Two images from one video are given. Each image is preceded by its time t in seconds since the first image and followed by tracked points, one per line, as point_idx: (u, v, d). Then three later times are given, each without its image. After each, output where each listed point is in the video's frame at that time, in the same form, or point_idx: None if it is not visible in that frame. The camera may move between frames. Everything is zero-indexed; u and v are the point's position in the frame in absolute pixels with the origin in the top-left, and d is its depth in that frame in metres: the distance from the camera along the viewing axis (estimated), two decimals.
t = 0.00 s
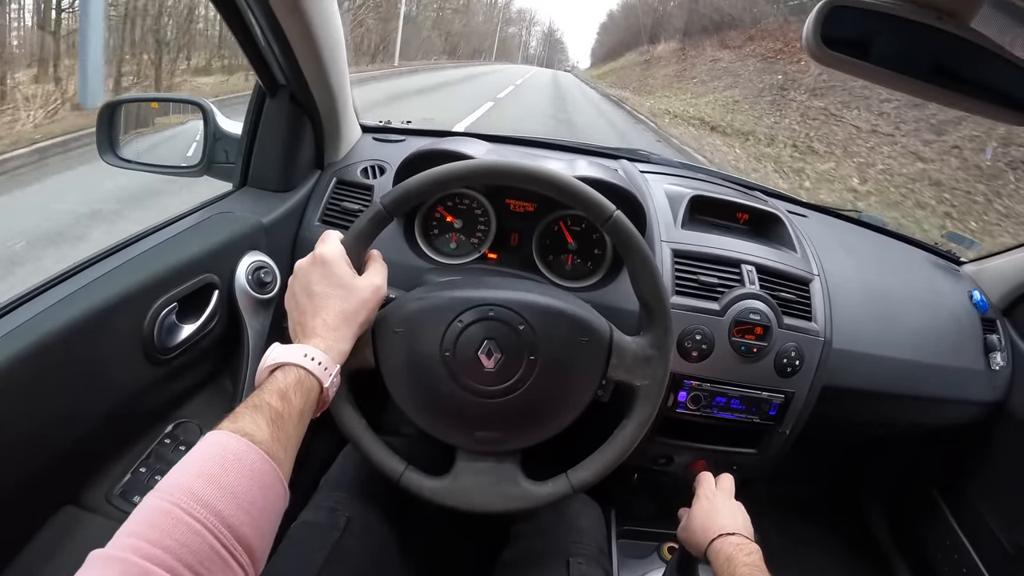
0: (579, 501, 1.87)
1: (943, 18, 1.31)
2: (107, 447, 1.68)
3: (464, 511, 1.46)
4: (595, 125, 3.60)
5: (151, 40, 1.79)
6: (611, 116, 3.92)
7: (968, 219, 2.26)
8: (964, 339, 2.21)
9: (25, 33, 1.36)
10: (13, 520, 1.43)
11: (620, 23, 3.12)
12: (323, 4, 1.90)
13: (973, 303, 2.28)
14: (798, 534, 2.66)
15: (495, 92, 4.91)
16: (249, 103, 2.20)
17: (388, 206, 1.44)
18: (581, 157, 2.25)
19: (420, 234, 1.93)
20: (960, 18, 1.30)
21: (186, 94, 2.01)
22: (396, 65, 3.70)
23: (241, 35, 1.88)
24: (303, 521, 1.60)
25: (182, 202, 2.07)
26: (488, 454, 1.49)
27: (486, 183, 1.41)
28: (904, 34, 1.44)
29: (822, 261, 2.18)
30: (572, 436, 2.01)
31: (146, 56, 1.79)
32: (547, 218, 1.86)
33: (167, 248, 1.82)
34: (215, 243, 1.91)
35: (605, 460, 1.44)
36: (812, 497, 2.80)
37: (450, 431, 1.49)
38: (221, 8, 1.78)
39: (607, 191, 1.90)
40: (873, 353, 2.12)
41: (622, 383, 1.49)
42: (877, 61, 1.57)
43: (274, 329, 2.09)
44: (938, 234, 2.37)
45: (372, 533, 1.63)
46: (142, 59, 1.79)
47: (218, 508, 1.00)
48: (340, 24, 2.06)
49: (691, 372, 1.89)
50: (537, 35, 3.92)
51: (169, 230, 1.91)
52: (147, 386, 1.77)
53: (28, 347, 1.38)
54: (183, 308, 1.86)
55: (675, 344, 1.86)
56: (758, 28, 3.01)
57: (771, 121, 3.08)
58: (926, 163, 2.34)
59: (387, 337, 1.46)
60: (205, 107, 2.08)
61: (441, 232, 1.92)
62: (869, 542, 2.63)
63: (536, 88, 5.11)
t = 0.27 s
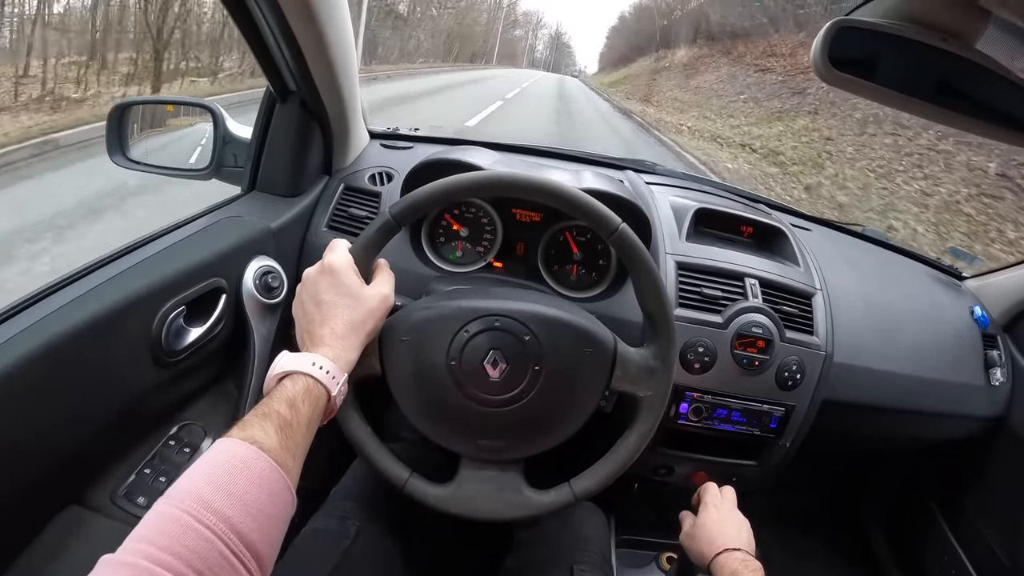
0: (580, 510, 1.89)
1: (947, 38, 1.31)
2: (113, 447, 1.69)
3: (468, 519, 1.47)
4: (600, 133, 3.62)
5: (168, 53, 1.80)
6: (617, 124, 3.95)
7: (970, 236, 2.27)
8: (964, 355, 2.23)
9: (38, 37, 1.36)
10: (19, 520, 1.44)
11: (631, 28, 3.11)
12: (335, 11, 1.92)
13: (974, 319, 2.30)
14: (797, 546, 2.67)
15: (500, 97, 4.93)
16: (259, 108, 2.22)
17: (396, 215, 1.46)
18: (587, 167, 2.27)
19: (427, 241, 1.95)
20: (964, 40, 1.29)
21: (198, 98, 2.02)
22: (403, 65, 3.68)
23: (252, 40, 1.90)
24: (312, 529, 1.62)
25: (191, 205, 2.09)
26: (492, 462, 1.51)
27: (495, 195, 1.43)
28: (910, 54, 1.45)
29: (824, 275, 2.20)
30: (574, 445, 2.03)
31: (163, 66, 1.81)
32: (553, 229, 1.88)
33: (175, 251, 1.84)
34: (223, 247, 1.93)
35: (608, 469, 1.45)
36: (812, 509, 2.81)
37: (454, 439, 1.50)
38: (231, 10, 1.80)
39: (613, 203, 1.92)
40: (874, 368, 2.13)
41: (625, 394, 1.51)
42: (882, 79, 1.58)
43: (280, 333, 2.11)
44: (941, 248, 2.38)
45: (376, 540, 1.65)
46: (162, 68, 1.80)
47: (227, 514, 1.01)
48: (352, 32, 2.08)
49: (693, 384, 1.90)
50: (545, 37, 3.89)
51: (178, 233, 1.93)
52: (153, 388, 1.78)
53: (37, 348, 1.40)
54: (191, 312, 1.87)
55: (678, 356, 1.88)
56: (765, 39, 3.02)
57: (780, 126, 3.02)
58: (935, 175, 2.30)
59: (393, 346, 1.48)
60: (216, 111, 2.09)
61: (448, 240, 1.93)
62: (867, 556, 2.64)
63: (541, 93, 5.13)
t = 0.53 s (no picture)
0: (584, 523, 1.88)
1: (959, 58, 1.32)
2: (116, 452, 1.69)
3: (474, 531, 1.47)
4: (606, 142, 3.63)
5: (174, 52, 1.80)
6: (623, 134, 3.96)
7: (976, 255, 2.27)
8: (970, 371, 2.23)
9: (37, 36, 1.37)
10: (20, 524, 1.44)
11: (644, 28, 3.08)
12: (349, 19, 1.92)
13: (979, 335, 2.30)
14: (799, 560, 2.66)
15: (506, 103, 4.94)
16: (269, 114, 2.22)
17: (406, 226, 1.46)
18: (594, 179, 2.28)
19: (435, 251, 1.95)
20: (976, 59, 1.31)
21: (207, 102, 2.03)
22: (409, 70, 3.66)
23: (265, 45, 1.90)
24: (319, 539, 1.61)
25: (199, 209, 2.10)
26: (498, 474, 1.51)
27: (506, 207, 1.43)
28: (921, 72, 1.46)
29: (830, 290, 2.20)
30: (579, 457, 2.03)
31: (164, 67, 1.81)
32: (561, 240, 1.88)
33: (182, 256, 1.84)
34: (230, 252, 1.93)
35: (615, 482, 1.45)
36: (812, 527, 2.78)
37: (461, 451, 1.50)
38: (245, 18, 1.80)
39: (622, 216, 1.92)
40: (879, 384, 2.13)
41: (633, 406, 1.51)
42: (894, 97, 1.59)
43: (287, 340, 2.11)
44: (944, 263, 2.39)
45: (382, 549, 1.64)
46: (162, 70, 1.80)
47: (230, 525, 1.01)
48: (364, 40, 2.08)
49: (700, 398, 1.90)
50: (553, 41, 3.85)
51: (186, 238, 1.93)
52: (158, 393, 1.78)
53: (42, 351, 1.39)
54: (197, 317, 1.87)
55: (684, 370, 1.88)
56: (772, 50, 3.01)
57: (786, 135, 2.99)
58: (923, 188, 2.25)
59: (402, 357, 1.48)
60: (225, 116, 2.11)
61: (455, 250, 1.94)
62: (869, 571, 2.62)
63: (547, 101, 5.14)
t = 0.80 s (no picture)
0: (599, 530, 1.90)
1: (981, 82, 1.37)
2: (136, 453, 1.71)
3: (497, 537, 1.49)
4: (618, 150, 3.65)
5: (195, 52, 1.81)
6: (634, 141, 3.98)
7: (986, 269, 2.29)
8: (980, 385, 2.25)
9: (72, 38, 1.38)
10: (42, 521, 1.46)
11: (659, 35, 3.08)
12: (381, 29, 1.95)
13: (987, 350, 2.31)
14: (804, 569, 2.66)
15: (516, 109, 4.97)
16: (293, 116, 2.26)
17: (429, 234, 1.48)
18: (610, 188, 2.30)
19: (455, 257, 1.97)
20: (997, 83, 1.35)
21: (228, 103, 2.06)
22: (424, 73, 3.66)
23: (293, 44, 1.94)
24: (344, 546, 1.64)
25: (221, 211, 2.12)
26: (523, 480, 1.53)
27: (534, 217, 1.45)
28: (944, 95, 1.48)
29: (844, 303, 2.22)
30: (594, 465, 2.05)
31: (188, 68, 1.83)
32: (580, 250, 1.90)
33: (203, 257, 1.86)
34: (252, 255, 1.95)
35: (639, 486, 1.48)
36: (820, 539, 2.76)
37: (486, 458, 1.52)
38: (276, 15, 1.83)
39: (642, 227, 1.95)
40: (890, 397, 2.16)
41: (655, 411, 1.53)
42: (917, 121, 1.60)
43: (306, 343, 2.13)
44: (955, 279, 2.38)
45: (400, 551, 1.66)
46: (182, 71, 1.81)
47: (258, 538, 1.03)
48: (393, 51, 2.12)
49: (715, 408, 1.92)
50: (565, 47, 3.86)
51: (208, 239, 1.96)
52: (179, 394, 1.80)
53: (69, 349, 1.42)
54: (219, 318, 1.89)
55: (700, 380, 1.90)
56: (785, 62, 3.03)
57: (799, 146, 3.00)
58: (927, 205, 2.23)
59: (427, 365, 1.50)
60: (246, 117, 2.14)
61: (475, 256, 1.96)
62: None
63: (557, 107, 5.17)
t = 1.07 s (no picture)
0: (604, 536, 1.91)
1: (990, 94, 1.39)
2: (142, 454, 1.72)
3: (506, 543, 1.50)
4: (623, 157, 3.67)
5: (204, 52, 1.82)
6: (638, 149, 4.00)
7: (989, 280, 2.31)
8: (983, 395, 2.26)
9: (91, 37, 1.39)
10: (49, 519, 1.47)
11: (665, 43, 3.10)
12: (397, 33, 1.97)
13: (990, 360, 2.32)
14: None
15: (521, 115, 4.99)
16: (305, 119, 2.28)
17: (435, 244, 1.49)
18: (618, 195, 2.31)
19: (463, 262, 1.98)
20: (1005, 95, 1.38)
21: (237, 103, 2.08)
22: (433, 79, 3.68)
23: (309, 46, 1.95)
24: (348, 546, 1.65)
25: (229, 213, 2.13)
26: (535, 487, 1.53)
27: (545, 222, 1.47)
28: (953, 108, 1.49)
29: (849, 313, 2.23)
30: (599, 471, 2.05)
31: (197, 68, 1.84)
32: (587, 256, 1.91)
33: (212, 258, 1.87)
34: (261, 256, 1.96)
35: (649, 489, 1.48)
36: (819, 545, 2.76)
37: (496, 466, 1.52)
38: (292, 16, 1.84)
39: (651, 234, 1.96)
40: (894, 406, 2.16)
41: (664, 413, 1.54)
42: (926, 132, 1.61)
43: (313, 345, 2.14)
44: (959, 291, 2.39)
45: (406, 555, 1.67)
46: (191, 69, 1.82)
47: (267, 549, 1.04)
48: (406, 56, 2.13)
49: (721, 416, 1.94)
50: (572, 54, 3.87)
51: (217, 240, 1.97)
52: (187, 395, 1.81)
53: (79, 348, 1.42)
54: (229, 319, 1.90)
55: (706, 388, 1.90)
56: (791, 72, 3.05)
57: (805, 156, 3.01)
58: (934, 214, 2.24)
59: (436, 373, 1.51)
60: (256, 117, 2.15)
61: (483, 262, 1.97)
62: None
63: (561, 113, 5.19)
